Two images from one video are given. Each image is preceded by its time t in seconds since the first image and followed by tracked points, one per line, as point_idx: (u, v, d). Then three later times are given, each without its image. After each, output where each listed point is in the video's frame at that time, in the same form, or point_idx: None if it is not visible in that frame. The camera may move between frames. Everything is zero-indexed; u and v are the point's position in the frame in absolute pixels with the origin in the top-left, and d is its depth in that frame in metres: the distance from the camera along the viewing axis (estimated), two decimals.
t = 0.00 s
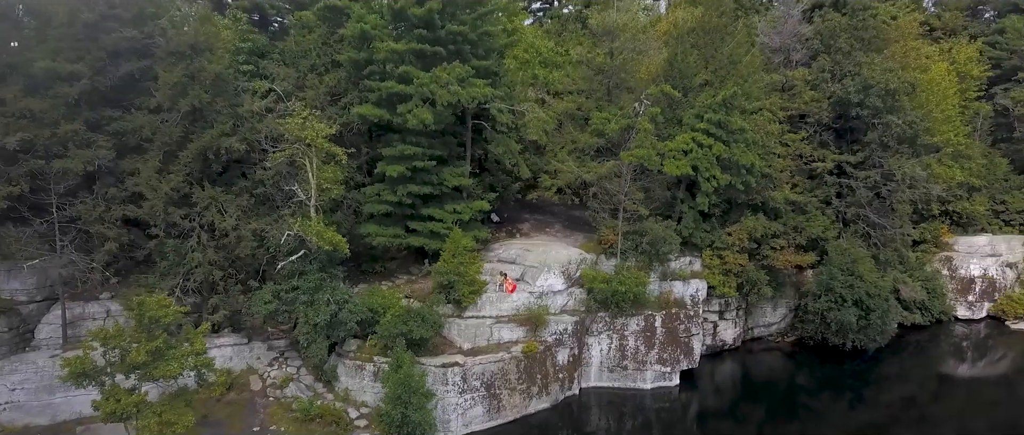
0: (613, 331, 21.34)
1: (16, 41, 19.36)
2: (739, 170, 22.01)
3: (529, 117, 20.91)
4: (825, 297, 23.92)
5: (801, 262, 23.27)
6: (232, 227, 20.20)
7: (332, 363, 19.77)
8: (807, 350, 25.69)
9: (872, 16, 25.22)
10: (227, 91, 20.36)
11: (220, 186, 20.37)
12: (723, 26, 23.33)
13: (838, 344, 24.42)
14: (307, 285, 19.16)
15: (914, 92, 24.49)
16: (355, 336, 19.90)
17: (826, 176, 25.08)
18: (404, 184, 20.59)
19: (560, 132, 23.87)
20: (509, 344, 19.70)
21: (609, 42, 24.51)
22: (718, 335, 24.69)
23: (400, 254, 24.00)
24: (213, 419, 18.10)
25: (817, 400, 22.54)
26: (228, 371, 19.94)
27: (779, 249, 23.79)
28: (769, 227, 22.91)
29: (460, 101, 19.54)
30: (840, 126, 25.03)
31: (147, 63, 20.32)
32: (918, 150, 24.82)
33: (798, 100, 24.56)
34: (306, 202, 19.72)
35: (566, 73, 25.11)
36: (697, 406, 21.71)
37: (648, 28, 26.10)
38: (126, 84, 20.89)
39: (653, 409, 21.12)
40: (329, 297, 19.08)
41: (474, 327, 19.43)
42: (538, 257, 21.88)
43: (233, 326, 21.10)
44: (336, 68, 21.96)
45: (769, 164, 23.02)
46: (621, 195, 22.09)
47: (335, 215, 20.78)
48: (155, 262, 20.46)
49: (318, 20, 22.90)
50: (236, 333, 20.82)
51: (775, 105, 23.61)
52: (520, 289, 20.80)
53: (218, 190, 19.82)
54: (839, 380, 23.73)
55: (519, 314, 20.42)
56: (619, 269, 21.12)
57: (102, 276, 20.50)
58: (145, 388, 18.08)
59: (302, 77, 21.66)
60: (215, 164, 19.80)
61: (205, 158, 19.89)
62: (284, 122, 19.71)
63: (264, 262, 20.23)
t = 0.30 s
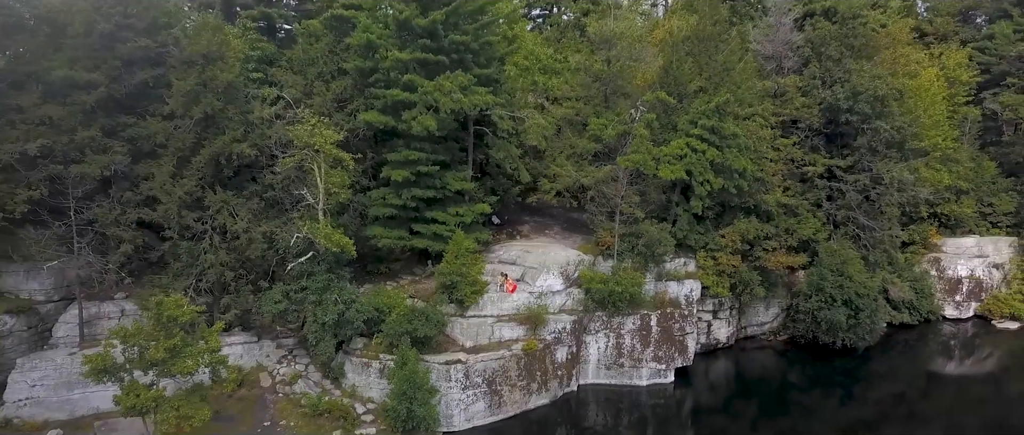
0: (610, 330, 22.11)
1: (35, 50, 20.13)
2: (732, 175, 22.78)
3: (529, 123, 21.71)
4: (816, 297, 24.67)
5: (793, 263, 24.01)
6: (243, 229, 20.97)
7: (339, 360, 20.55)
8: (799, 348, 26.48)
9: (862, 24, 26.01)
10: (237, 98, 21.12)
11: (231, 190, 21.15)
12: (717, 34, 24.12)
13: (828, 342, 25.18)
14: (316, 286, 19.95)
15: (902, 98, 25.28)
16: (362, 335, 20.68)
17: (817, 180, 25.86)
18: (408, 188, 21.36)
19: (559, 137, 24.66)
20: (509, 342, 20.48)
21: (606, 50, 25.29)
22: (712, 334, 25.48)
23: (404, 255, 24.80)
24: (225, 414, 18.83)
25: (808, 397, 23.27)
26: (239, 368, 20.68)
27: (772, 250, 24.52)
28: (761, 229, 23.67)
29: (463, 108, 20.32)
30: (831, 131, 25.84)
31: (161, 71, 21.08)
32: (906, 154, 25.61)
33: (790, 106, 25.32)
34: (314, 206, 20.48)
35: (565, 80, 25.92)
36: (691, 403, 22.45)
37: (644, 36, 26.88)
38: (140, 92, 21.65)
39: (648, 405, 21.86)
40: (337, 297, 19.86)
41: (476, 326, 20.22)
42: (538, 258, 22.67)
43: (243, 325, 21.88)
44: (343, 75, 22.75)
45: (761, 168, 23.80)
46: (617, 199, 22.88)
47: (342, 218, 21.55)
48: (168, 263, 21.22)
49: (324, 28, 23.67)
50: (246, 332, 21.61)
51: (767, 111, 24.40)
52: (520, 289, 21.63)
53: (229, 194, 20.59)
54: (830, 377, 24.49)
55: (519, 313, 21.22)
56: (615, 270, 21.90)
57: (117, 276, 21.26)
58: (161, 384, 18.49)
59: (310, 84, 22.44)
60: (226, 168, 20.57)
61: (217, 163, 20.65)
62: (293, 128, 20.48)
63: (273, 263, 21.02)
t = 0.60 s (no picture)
0: (608, 329, 22.91)
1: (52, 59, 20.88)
2: (725, 179, 23.57)
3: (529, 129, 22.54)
4: (806, 297, 25.46)
5: (784, 265, 24.79)
6: (254, 232, 21.75)
7: (346, 358, 21.32)
8: (791, 347, 27.30)
9: (852, 32, 26.83)
10: (248, 106, 21.91)
11: (242, 194, 21.95)
12: (711, 43, 24.91)
13: (819, 341, 25.97)
14: (323, 287, 20.72)
15: (891, 104, 26.10)
16: (368, 333, 21.44)
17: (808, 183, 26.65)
18: (412, 192, 22.13)
19: (558, 142, 25.45)
20: (510, 341, 21.25)
21: (604, 58, 26.10)
22: (706, 333, 26.29)
23: (408, 257, 25.59)
24: (237, 410, 19.63)
25: (799, 394, 24.06)
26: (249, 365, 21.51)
27: (764, 252, 25.29)
28: (753, 232, 24.47)
29: (465, 115, 21.11)
30: (822, 136, 26.66)
31: (174, 80, 21.88)
32: (895, 159, 26.43)
33: (782, 112, 26.10)
34: (322, 209, 21.27)
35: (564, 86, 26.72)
36: (685, 399, 23.22)
37: (641, 44, 27.68)
38: (154, 99, 22.43)
39: (644, 402, 22.63)
40: (344, 297, 20.63)
41: (477, 325, 20.99)
42: (537, 259, 23.44)
43: (253, 324, 22.68)
44: (349, 83, 23.54)
45: (754, 172, 24.58)
46: (614, 202, 23.66)
47: (349, 221, 22.34)
48: (181, 265, 22.01)
49: (331, 37, 24.46)
50: (256, 331, 22.41)
51: (759, 117, 25.24)
52: (520, 290, 22.38)
53: (240, 198, 21.37)
54: (820, 375, 25.28)
55: (519, 313, 21.99)
56: (612, 272, 22.70)
57: (132, 277, 22.05)
58: (178, 379, 19.50)
59: (317, 92, 23.23)
60: (237, 173, 21.36)
61: (229, 168, 21.44)
62: (301, 135, 21.26)
63: (283, 265, 21.81)
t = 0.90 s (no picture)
0: (605, 328, 23.72)
1: (70, 68, 21.65)
2: (719, 183, 24.37)
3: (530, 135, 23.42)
4: (798, 297, 26.28)
5: (777, 266, 25.61)
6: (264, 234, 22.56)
7: (353, 357, 22.10)
8: (783, 345, 28.11)
9: (842, 41, 27.64)
10: (259, 113, 22.71)
11: (253, 198, 22.75)
12: (706, 51, 25.71)
13: (811, 340, 26.76)
14: (332, 287, 21.53)
15: (881, 110, 26.90)
16: (374, 332, 22.22)
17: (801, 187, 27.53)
18: (417, 196, 22.94)
19: (557, 148, 26.27)
20: (511, 340, 22.03)
21: (602, 66, 26.92)
22: (701, 332, 27.11)
23: (412, 258, 26.40)
24: (249, 406, 20.42)
25: (791, 391, 24.85)
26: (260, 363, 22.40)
27: (758, 253, 26.08)
28: (746, 234, 25.29)
29: (468, 122, 21.92)
30: (813, 141, 27.57)
31: (187, 88, 22.67)
32: (884, 163, 27.30)
33: (775, 117, 26.92)
34: (331, 213, 22.08)
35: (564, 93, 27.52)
36: (681, 396, 24.00)
37: (638, 52, 28.51)
38: (167, 106, 23.22)
39: (641, 399, 23.41)
40: (351, 298, 21.42)
41: (479, 324, 21.79)
42: (537, 261, 24.24)
43: (262, 324, 23.51)
44: (355, 90, 24.34)
45: (747, 176, 25.39)
46: (612, 206, 24.49)
47: (355, 224, 23.14)
48: (194, 266, 22.81)
49: (337, 46, 25.26)
50: (265, 330, 23.25)
51: (754, 123, 26.15)
52: (521, 290, 23.18)
53: (251, 202, 22.17)
54: (811, 373, 26.09)
55: (520, 312, 22.78)
56: (610, 273, 23.52)
57: (146, 278, 22.84)
58: (194, 376, 20.45)
59: (325, 99, 24.03)
60: (248, 178, 22.16)
61: (240, 173, 22.24)
62: (310, 141, 22.08)
63: (292, 266, 22.62)
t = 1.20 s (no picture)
0: (603, 327, 24.55)
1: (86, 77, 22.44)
2: (713, 187, 25.20)
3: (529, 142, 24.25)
4: (790, 297, 27.12)
5: (769, 268, 26.43)
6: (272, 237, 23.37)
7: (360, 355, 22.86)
8: (776, 344, 28.98)
9: (833, 49, 28.47)
10: (269, 120, 23.56)
11: (263, 202, 23.60)
12: (700, 59, 26.56)
13: (802, 339, 27.60)
14: (339, 288, 22.38)
15: (871, 116, 27.72)
16: (380, 332, 23.01)
17: (793, 190, 28.35)
18: (421, 200, 23.75)
19: (557, 153, 27.13)
20: (512, 339, 22.85)
21: (600, 73, 27.77)
22: (696, 331, 27.97)
23: (416, 260, 27.22)
24: (260, 403, 21.24)
25: (782, 389, 25.69)
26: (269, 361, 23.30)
27: (751, 255, 26.89)
28: (740, 237, 26.14)
29: (471, 129, 22.76)
30: (805, 147, 28.41)
31: (199, 96, 23.52)
32: (874, 167, 28.14)
33: (768, 123, 27.78)
34: (338, 217, 22.92)
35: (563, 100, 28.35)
36: (676, 394, 24.82)
37: (635, 59, 29.35)
38: (180, 113, 24.08)
39: (637, 396, 24.25)
40: (358, 298, 22.22)
41: (481, 324, 22.61)
42: (538, 262, 25.06)
43: (272, 323, 24.37)
44: (362, 98, 25.20)
45: (740, 181, 26.24)
46: (609, 210, 25.31)
47: (362, 227, 23.99)
48: (206, 268, 23.65)
49: (343, 55, 26.08)
50: (274, 330, 24.12)
51: (746, 129, 26.98)
52: (521, 291, 24.00)
53: (261, 206, 23.01)
54: (802, 371, 26.93)
55: (521, 313, 23.61)
56: (607, 274, 24.35)
57: (160, 280, 23.69)
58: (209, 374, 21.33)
59: (332, 106, 24.89)
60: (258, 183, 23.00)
61: (251, 178, 23.08)
62: (319, 148, 22.92)
63: (300, 268, 23.45)
